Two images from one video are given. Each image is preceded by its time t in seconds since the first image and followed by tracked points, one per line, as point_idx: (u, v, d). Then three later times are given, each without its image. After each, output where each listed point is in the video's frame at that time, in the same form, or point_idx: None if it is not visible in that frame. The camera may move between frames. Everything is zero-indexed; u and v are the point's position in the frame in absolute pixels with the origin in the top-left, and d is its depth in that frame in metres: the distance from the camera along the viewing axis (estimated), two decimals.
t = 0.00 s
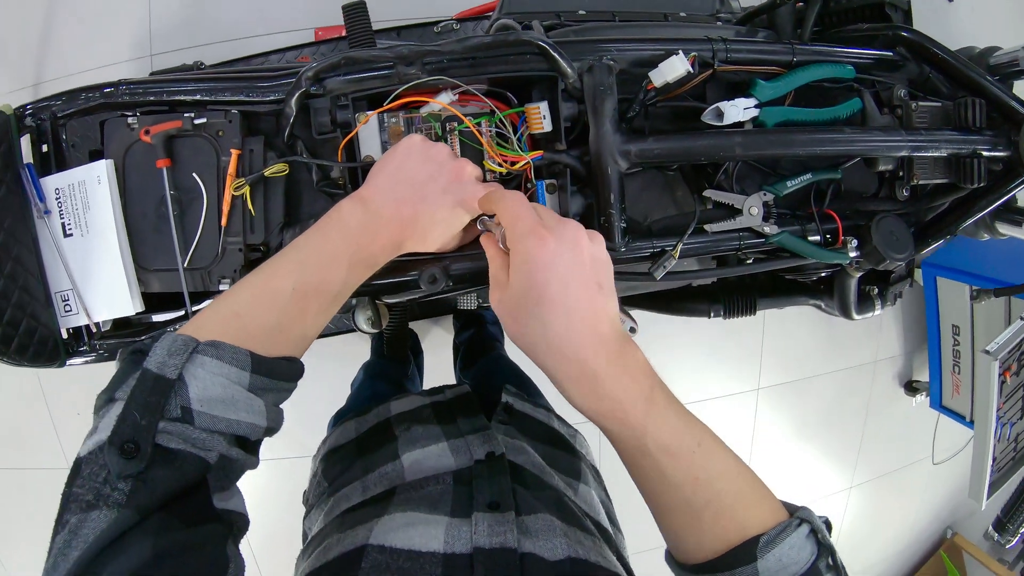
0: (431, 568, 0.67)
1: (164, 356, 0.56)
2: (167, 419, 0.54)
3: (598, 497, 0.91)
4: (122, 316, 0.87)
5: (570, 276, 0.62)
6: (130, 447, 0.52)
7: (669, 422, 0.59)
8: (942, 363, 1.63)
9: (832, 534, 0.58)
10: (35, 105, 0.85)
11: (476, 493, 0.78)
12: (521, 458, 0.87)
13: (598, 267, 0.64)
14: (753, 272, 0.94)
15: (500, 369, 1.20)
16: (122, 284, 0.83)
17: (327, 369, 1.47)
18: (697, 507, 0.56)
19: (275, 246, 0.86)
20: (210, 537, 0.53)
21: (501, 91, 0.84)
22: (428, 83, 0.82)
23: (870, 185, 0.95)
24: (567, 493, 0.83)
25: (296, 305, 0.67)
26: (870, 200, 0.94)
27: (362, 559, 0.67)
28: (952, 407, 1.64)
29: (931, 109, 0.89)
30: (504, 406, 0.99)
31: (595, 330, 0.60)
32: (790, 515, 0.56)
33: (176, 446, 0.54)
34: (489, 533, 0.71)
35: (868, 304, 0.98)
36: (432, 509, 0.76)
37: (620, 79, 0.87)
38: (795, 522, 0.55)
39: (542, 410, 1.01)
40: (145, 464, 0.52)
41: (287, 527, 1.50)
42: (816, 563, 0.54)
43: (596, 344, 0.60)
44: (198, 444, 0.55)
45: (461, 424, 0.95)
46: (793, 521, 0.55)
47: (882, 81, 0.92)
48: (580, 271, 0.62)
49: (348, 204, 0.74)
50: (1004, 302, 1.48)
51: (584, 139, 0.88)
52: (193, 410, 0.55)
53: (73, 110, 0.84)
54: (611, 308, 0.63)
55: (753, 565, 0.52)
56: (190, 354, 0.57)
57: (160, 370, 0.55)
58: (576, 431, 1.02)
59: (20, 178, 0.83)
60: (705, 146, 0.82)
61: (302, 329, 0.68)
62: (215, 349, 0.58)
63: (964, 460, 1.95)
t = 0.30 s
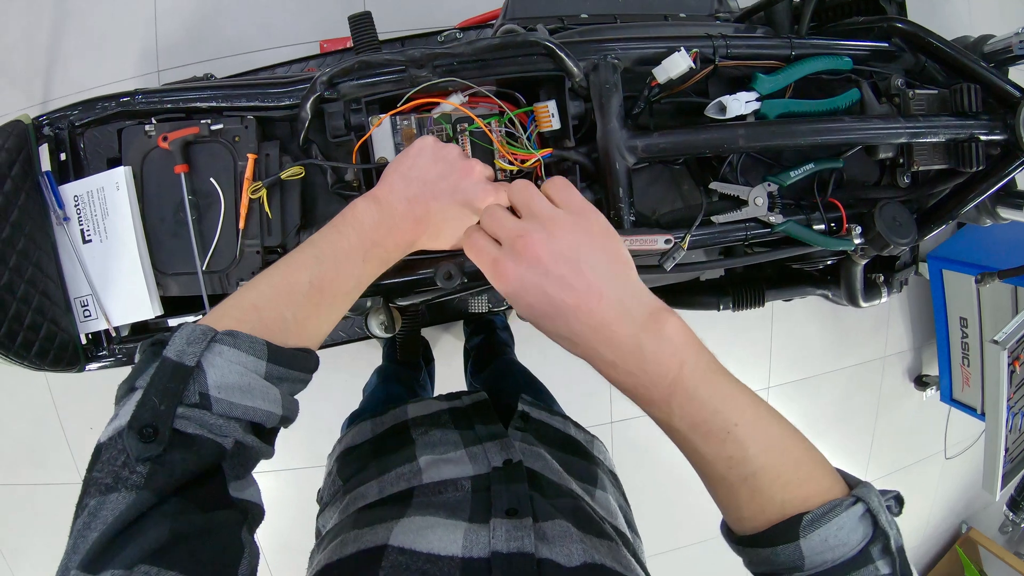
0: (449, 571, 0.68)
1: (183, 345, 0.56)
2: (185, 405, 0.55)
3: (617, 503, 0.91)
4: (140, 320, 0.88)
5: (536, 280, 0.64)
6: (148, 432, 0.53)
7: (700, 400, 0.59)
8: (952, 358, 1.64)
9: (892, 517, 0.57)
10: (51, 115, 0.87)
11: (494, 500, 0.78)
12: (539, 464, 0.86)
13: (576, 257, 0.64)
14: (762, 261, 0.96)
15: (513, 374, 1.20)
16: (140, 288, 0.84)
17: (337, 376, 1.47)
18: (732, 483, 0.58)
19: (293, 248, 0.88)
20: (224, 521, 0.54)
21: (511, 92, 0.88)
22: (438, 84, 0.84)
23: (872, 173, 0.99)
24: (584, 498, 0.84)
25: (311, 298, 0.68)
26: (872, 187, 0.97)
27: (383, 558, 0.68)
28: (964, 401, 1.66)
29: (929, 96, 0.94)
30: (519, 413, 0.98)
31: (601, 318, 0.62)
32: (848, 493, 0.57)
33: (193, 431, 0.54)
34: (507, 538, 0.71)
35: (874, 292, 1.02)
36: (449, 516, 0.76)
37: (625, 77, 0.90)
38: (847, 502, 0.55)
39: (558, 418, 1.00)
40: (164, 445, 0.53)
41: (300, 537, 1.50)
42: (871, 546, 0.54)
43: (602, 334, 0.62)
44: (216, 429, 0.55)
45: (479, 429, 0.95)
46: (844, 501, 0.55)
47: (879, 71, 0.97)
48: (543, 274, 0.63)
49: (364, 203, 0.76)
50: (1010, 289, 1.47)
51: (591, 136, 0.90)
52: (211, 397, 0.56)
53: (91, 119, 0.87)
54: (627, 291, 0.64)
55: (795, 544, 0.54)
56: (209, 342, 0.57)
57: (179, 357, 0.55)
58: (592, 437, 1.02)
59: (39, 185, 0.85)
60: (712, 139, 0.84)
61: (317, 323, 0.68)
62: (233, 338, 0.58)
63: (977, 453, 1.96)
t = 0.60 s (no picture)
0: None
1: (193, 356, 0.57)
2: (196, 414, 0.55)
3: (638, 504, 0.91)
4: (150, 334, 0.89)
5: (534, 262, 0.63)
6: (160, 441, 0.53)
7: (693, 379, 0.59)
8: (959, 354, 1.65)
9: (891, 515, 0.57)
10: (58, 132, 0.88)
11: (505, 510, 0.78)
12: (551, 474, 0.87)
13: (577, 234, 0.63)
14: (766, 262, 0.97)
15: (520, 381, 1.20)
16: (151, 302, 0.85)
17: (344, 385, 1.48)
18: (729, 469, 0.57)
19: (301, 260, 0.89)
20: (236, 528, 0.54)
21: (514, 101, 0.89)
22: (441, 95, 0.85)
23: (874, 172, 1.00)
24: (596, 505, 0.83)
25: (320, 307, 0.69)
26: (874, 187, 0.97)
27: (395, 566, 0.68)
28: (972, 397, 1.65)
29: (928, 94, 0.95)
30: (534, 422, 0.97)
31: (602, 294, 0.61)
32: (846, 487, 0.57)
33: (203, 440, 0.55)
34: (517, 546, 0.71)
35: (878, 290, 1.02)
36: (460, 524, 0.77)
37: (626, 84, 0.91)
38: (843, 495, 0.54)
39: (574, 422, 0.98)
40: (175, 454, 0.54)
41: (311, 548, 1.50)
42: (866, 542, 0.53)
43: (602, 311, 0.61)
44: (227, 440, 0.56)
45: (490, 439, 0.94)
46: (841, 494, 0.54)
47: (877, 70, 0.98)
48: (545, 246, 0.62)
49: (370, 215, 0.77)
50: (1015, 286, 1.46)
51: (594, 142, 0.91)
52: (221, 406, 0.56)
53: (98, 136, 0.88)
54: (625, 269, 0.64)
55: (790, 535, 0.54)
56: (219, 354, 0.58)
57: (190, 369, 0.56)
58: (612, 440, 1.00)
59: (47, 203, 0.86)
60: (715, 143, 0.85)
61: (326, 331, 0.70)
62: (242, 350, 0.59)
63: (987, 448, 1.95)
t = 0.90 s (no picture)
0: None
1: (202, 370, 0.57)
2: (204, 428, 0.55)
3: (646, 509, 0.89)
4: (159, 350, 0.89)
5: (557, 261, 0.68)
6: (169, 454, 0.53)
7: (666, 416, 0.59)
8: (964, 352, 1.64)
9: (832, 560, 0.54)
10: (63, 150, 0.88)
11: (509, 519, 0.77)
12: (557, 475, 0.86)
13: (592, 258, 0.69)
14: (771, 268, 0.97)
15: (524, 388, 1.20)
16: (159, 318, 0.85)
17: (350, 395, 1.48)
18: (687, 511, 0.53)
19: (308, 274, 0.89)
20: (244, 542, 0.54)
21: (519, 112, 0.88)
22: (445, 109, 0.85)
23: (877, 176, 1.00)
24: (602, 509, 0.83)
25: (327, 322, 0.69)
26: (877, 190, 0.99)
27: None
28: (978, 395, 1.65)
29: (929, 97, 0.94)
30: (539, 425, 0.97)
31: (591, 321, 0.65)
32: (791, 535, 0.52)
33: (212, 454, 0.55)
34: (520, 559, 0.69)
35: (885, 293, 1.03)
36: (467, 538, 0.75)
37: (630, 92, 0.91)
38: (792, 541, 0.50)
39: (580, 427, 0.95)
40: (183, 467, 0.53)
41: (320, 559, 1.50)
42: None
43: (588, 338, 0.64)
44: (236, 454, 0.56)
45: (494, 441, 0.94)
46: (789, 540, 0.50)
47: (879, 74, 0.98)
48: (569, 249, 0.68)
49: (378, 228, 0.77)
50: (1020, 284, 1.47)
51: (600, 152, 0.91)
52: (230, 420, 0.56)
53: (102, 154, 0.88)
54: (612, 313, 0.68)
55: None
56: (228, 368, 0.58)
57: (198, 383, 0.56)
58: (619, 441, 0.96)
59: (54, 221, 0.86)
60: (720, 150, 0.85)
61: (332, 345, 0.69)
62: (251, 364, 0.59)
63: (993, 445, 1.95)
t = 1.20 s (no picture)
0: None
1: (200, 379, 0.58)
2: (201, 436, 0.56)
3: (644, 510, 0.85)
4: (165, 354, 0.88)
5: (570, 262, 0.65)
6: (167, 461, 0.53)
7: (697, 418, 0.61)
8: (966, 346, 1.65)
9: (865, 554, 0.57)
10: (66, 154, 0.88)
11: (512, 519, 0.76)
12: (556, 474, 0.85)
13: (612, 250, 0.66)
14: (774, 264, 0.98)
15: (526, 387, 1.20)
16: (166, 322, 0.85)
17: (354, 397, 1.48)
18: (717, 511, 0.57)
19: (315, 275, 0.89)
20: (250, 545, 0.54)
21: (523, 111, 0.89)
22: (451, 108, 0.85)
23: (880, 171, 1.01)
24: (598, 511, 0.80)
25: (328, 329, 0.69)
26: (881, 184, 0.99)
27: None
28: (980, 388, 1.65)
29: (932, 90, 0.95)
30: (539, 416, 0.97)
31: (618, 317, 0.64)
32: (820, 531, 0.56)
33: (209, 462, 0.55)
34: (522, 567, 0.68)
35: (889, 286, 1.03)
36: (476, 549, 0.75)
37: (634, 90, 0.91)
38: (822, 538, 0.54)
39: (580, 418, 0.96)
40: (180, 475, 0.54)
41: (326, 563, 1.50)
42: None
43: (616, 332, 0.63)
44: (233, 462, 0.56)
45: (493, 436, 0.92)
46: (820, 536, 0.54)
47: (881, 69, 0.99)
48: (585, 245, 0.65)
49: (378, 235, 0.76)
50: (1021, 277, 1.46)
51: (605, 150, 0.91)
52: (226, 428, 0.57)
53: (105, 157, 0.88)
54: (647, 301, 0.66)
55: None
56: (225, 377, 0.58)
57: (196, 392, 0.57)
58: (617, 436, 0.97)
59: (57, 225, 0.85)
60: (725, 146, 0.85)
61: (334, 353, 0.69)
62: (248, 373, 0.59)
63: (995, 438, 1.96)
